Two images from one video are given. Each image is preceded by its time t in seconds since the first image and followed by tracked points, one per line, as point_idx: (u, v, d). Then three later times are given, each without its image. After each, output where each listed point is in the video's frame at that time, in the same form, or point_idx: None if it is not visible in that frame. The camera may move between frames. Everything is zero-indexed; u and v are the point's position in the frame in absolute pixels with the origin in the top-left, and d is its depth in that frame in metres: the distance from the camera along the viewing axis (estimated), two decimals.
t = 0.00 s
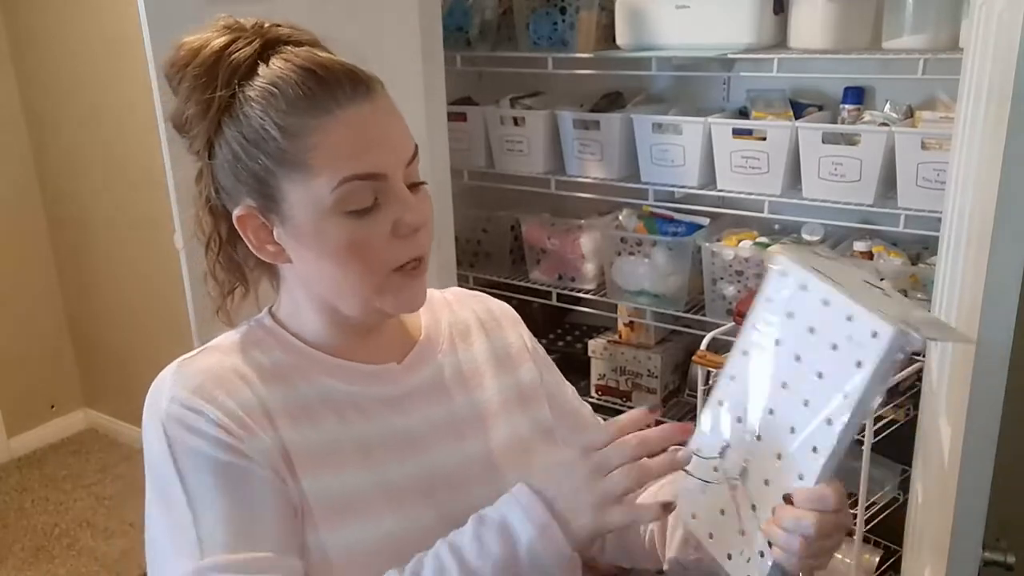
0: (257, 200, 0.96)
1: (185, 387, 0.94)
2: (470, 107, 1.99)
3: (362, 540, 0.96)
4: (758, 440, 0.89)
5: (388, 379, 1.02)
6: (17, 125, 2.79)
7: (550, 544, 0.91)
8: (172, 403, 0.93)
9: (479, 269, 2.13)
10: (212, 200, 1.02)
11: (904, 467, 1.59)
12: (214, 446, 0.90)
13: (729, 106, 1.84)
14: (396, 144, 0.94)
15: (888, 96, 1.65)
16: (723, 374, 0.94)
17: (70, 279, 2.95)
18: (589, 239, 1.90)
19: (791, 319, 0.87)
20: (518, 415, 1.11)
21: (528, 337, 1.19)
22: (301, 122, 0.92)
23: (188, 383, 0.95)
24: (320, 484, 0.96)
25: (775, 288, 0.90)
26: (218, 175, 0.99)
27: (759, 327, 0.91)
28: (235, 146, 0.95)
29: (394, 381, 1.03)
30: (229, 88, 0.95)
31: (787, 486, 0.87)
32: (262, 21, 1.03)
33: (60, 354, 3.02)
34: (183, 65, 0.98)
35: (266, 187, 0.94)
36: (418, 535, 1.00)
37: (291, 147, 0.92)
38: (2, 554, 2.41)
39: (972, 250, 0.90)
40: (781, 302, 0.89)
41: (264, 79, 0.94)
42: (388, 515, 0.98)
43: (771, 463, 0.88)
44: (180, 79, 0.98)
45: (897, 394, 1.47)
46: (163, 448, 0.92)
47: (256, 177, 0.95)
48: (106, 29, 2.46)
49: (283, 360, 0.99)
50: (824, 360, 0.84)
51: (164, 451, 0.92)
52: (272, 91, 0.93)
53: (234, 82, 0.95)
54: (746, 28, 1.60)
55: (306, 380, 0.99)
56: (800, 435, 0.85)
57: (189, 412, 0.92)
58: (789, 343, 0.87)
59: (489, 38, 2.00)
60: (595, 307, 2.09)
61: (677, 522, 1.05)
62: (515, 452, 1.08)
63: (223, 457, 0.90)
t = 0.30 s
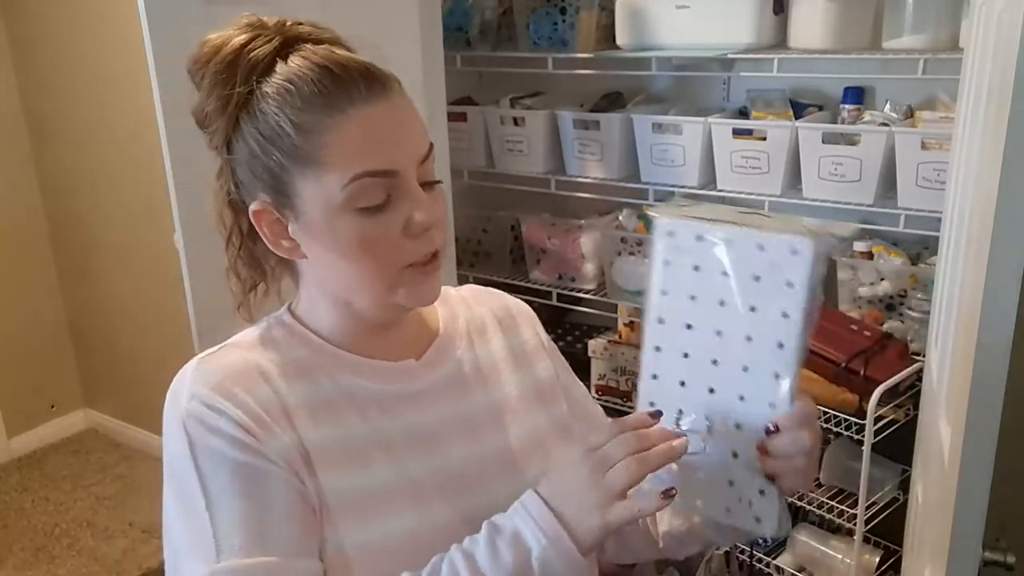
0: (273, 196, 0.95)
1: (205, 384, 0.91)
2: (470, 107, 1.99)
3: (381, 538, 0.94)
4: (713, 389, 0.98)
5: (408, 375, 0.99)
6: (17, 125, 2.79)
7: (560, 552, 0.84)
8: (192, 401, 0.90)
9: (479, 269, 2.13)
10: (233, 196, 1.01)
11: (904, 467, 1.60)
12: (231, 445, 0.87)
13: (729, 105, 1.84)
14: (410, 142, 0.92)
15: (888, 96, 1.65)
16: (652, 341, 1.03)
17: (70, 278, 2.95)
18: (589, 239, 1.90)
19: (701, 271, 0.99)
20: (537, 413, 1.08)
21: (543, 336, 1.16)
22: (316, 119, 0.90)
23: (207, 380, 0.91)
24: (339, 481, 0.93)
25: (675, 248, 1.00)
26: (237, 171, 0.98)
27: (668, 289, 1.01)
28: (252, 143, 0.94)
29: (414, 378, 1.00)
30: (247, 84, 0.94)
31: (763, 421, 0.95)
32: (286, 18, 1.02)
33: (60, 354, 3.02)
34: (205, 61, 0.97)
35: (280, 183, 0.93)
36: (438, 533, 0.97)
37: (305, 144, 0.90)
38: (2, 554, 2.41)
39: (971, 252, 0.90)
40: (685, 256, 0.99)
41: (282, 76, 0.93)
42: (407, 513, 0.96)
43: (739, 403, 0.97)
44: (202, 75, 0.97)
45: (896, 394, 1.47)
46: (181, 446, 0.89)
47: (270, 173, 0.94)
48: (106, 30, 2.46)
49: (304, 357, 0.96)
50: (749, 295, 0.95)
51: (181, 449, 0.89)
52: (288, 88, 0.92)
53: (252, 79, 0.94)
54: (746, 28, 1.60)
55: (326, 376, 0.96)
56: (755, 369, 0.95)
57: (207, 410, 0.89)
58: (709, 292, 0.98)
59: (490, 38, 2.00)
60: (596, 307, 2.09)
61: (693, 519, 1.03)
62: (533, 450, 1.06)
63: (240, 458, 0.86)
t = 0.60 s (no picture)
0: (280, 191, 0.90)
1: (226, 373, 0.87)
2: (470, 107, 1.99)
3: (394, 539, 0.89)
4: (672, 342, 0.82)
5: (425, 374, 0.93)
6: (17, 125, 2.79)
7: (542, 534, 0.76)
8: (212, 390, 0.86)
9: (479, 269, 2.13)
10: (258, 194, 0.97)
11: (904, 467, 1.59)
12: (249, 436, 0.83)
13: (729, 105, 1.84)
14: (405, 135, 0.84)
15: (888, 96, 1.65)
16: (599, 309, 0.84)
17: (70, 278, 2.94)
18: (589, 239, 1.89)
19: (639, 229, 0.81)
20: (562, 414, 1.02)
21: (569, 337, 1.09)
22: (312, 115, 0.84)
23: (228, 369, 0.88)
24: (353, 478, 0.88)
25: (604, 203, 0.82)
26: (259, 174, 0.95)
27: (607, 252, 0.83)
28: (262, 144, 0.90)
29: (432, 377, 0.93)
30: (262, 82, 0.89)
31: (724, 364, 0.82)
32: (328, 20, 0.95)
33: (60, 354, 3.02)
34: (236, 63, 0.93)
35: (284, 182, 0.89)
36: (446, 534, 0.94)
37: (300, 143, 0.85)
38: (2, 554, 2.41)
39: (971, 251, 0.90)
40: (622, 215, 0.82)
41: (287, 76, 0.87)
42: (422, 512, 0.90)
43: (700, 352, 0.82)
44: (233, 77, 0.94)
45: (896, 394, 1.47)
46: (200, 432, 0.85)
47: (275, 169, 0.89)
48: (106, 30, 2.46)
49: (325, 352, 0.91)
50: (691, 241, 0.80)
51: (200, 436, 0.85)
52: (290, 87, 0.87)
53: (264, 79, 0.89)
54: (746, 28, 1.60)
55: (345, 369, 0.91)
56: (710, 313, 0.81)
57: (227, 400, 0.85)
58: (649, 247, 0.81)
59: (490, 38, 2.00)
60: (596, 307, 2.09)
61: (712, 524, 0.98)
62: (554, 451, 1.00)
63: (256, 449, 0.83)
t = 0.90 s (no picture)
0: (285, 183, 0.91)
1: (229, 366, 0.87)
2: (470, 107, 1.99)
3: (386, 540, 0.89)
4: (664, 348, 0.78)
5: (424, 376, 0.92)
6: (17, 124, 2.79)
7: (536, 547, 0.76)
8: (215, 382, 0.86)
9: (479, 269, 2.13)
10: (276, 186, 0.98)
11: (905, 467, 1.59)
12: (247, 431, 0.83)
13: (729, 105, 1.84)
14: (389, 137, 0.83)
15: (888, 96, 1.65)
16: (588, 319, 0.79)
17: (70, 278, 2.94)
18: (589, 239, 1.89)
19: (620, 235, 0.76)
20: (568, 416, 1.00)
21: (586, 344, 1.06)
22: (310, 113, 0.84)
23: (231, 362, 0.88)
24: (349, 477, 0.88)
25: (584, 211, 0.77)
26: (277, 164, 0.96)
27: (589, 260, 0.77)
28: (272, 137, 0.91)
29: (433, 378, 0.93)
30: (280, 76, 0.90)
31: (718, 367, 0.78)
32: (371, 19, 0.94)
33: (60, 354, 3.02)
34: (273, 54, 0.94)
35: (287, 177, 0.90)
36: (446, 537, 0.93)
37: (298, 140, 0.86)
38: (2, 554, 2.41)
39: (971, 251, 0.90)
40: (602, 221, 0.77)
41: (298, 71, 0.87)
42: (420, 512, 0.90)
43: (694, 357, 0.78)
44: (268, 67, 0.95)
45: (896, 394, 1.47)
46: (201, 423, 0.85)
47: (280, 163, 0.90)
48: (106, 30, 2.46)
49: (328, 349, 0.91)
50: (675, 244, 0.76)
51: (201, 427, 0.85)
52: (295, 83, 0.87)
53: (283, 73, 0.90)
54: (746, 28, 1.60)
55: (348, 368, 0.91)
56: (700, 316, 0.77)
57: (229, 394, 0.85)
58: (632, 252, 0.77)
59: (490, 38, 2.00)
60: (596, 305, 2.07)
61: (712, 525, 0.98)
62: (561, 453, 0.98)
63: (254, 444, 0.83)
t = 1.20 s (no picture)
0: (281, 178, 0.91)
1: (219, 366, 0.87)
2: (470, 107, 1.99)
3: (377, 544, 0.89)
4: (669, 356, 0.79)
5: (417, 379, 0.92)
6: (17, 125, 2.79)
7: (519, 546, 0.75)
8: (205, 382, 0.86)
9: (479, 269, 2.13)
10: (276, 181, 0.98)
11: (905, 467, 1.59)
12: (237, 431, 0.83)
13: (729, 106, 1.84)
14: (386, 141, 0.83)
15: (889, 96, 1.65)
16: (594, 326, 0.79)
17: (70, 278, 2.94)
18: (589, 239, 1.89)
19: (630, 241, 0.77)
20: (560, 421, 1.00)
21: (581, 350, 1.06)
22: (309, 113, 0.84)
23: (222, 363, 0.87)
24: (339, 480, 0.88)
25: (594, 217, 0.77)
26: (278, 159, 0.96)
27: (598, 266, 0.77)
28: (273, 133, 0.91)
29: (426, 380, 0.92)
30: (284, 72, 0.89)
31: (723, 377, 0.78)
32: (383, 19, 0.93)
33: (60, 354, 3.02)
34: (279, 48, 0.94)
35: (285, 175, 0.90)
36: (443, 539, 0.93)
37: (296, 139, 0.86)
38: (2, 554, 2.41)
39: (971, 252, 0.90)
40: (611, 227, 0.77)
41: (302, 69, 0.87)
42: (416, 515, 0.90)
43: (700, 366, 0.78)
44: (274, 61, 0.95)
45: (896, 394, 1.47)
46: (190, 422, 0.85)
47: (278, 160, 0.90)
48: (106, 30, 2.46)
49: (320, 351, 0.91)
50: (685, 252, 0.76)
51: (189, 426, 0.85)
52: (297, 82, 0.86)
53: (288, 69, 0.89)
54: (746, 29, 1.60)
55: (340, 371, 0.91)
56: (707, 325, 0.77)
57: (219, 394, 0.85)
58: (641, 259, 0.77)
59: (490, 39, 2.00)
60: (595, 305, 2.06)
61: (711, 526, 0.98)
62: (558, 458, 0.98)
63: (243, 444, 0.83)
